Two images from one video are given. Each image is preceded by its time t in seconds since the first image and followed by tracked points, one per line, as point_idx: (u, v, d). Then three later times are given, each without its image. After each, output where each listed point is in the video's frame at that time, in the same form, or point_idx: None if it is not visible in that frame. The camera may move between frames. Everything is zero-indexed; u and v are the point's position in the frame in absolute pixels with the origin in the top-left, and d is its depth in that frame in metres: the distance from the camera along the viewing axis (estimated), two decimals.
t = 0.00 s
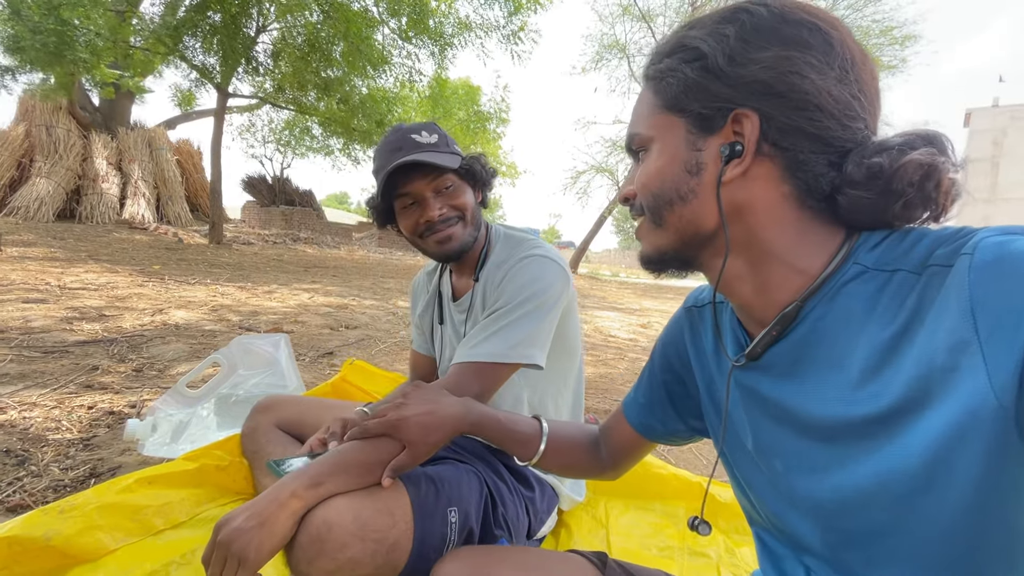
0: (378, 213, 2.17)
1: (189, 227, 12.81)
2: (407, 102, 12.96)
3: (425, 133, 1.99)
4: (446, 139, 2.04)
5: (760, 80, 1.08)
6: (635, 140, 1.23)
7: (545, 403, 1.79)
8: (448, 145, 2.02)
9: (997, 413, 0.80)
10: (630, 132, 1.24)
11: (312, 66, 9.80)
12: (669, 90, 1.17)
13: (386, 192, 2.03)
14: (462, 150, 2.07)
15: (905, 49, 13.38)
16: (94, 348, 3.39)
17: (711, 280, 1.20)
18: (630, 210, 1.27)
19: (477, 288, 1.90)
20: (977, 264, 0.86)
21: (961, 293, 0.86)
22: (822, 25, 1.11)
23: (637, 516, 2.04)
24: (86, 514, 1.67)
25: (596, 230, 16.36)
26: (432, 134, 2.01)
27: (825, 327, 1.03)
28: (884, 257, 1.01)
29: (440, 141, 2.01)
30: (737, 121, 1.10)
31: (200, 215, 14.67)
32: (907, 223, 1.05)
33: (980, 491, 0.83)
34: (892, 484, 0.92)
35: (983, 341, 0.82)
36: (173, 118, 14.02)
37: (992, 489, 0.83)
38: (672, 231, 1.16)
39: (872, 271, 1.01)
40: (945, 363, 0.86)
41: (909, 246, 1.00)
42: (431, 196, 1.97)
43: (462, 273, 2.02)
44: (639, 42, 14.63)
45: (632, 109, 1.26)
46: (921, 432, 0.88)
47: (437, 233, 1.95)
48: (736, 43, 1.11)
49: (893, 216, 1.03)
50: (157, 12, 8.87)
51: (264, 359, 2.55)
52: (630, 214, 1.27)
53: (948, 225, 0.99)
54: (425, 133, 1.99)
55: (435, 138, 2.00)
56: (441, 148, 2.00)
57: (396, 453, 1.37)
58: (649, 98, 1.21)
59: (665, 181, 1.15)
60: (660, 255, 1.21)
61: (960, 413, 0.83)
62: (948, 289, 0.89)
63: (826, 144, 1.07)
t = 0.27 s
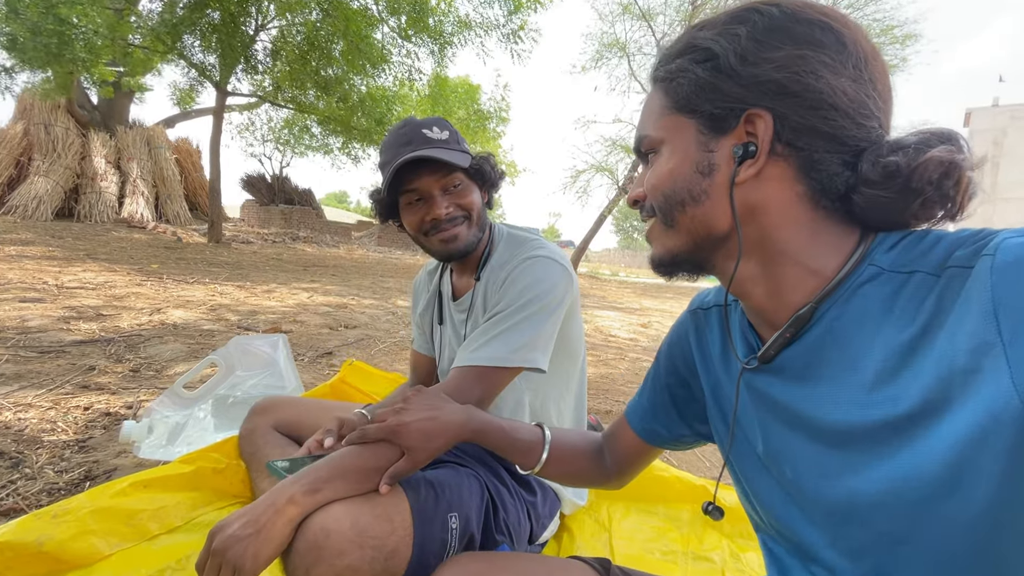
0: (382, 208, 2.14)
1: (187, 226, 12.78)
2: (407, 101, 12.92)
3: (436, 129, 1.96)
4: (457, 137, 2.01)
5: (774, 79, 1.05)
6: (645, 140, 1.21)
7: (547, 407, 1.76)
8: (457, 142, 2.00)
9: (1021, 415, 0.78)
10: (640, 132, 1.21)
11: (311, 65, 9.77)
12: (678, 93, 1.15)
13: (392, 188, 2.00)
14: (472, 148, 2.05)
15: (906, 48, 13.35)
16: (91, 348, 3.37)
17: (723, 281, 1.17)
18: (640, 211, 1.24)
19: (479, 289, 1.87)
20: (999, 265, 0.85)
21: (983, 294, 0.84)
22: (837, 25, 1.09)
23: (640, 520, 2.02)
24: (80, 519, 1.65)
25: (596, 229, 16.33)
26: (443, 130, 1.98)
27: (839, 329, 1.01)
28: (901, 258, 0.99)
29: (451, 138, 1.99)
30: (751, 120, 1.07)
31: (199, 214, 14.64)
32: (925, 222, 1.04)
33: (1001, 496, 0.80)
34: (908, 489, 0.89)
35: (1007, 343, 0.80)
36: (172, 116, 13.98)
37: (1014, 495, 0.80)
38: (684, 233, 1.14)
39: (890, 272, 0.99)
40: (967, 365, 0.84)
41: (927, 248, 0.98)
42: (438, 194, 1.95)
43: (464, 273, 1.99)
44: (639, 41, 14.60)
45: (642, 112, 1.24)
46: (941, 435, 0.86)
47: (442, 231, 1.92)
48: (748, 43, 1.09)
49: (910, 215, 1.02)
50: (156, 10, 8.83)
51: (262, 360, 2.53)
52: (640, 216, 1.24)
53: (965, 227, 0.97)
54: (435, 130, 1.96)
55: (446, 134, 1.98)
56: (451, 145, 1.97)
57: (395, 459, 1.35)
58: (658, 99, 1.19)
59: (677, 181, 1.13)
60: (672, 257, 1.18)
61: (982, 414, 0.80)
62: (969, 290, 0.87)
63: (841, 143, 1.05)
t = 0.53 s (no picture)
0: (379, 206, 2.14)
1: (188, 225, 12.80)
2: (407, 99, 12.92)
3: (435, 129, 1.96)
4: (455, 137, 2.01)
5: (769, 81, 1.05)
6: (641, 143, 1.21)
7: (543, 409, 1.76)
8: (456, 143, 1.99)
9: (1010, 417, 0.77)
10: (636, 135, 1.22)
11: (311, 64, 9.77)
12: (671, 94, 1.15)
13: (390, 187, 2.00)
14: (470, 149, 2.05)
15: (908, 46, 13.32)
16: (90, 348, 3.38)
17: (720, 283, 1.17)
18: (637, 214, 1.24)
19: (477, 290, 1.87)
20: (990, 267, 0.84)
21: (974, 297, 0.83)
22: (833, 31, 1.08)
23: (636, 519, 2.03)
24: (76, 519, 1.65)
25: (597, 228, 16.32)
26: (441, 130, 1.98)
27: (833, 330, 1.01)
28: (894, 260, 0.98)
29: (450, 138, 1.98)
30: (746, 121, 1.07)
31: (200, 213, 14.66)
32: (916, 223, 1.04)
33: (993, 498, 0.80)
34: (898, 490, 0.89)
35: (998, 345, 0.79)
36: (173, 116, 13.99)
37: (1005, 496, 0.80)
38: (681, 235, 1.14)
39: (883, 275, 0.98)
40: (957, 367, 0.84)
41: (920, 250, 0.97)
42: (435, 195, 1.95)
43: (460, 274, 1.99)
44: (640, 39, 14.57)
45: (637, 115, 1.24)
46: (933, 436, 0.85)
47: (439, 232, 1.92)
48: (743, 46, 1.09)
49: (904, 216, 1.02)
50: (156, 9, 8.83)
51: (260, 360, 2.53)
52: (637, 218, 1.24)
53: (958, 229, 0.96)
54: (434, 130, 1.96)
55: (444, 135, 1.97)
56: (449, 146, 1.97)
57: (390, 462, 1.36)
58: (653, 101, 1.19)
59: (673, 182, 1.13)
60: (668, 259, 1.18)
61: (973, 416, 0.80)
62: (961, 293, 0.87)
63: (835, 145, 1.05)
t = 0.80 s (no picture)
0: (380, 205, 2.15)
1: (191, 225, 12.85)
2: (409, 99, 12.94)
3: (436, 128, 1.98)
4: (456, 136, 2.02)
5: (805, 69, 1.03)
6: (647, 127, 1.13)
7: (540, 406, 1.78)
8: (457, 142, 2.01)
9: (998, 408, 0.79)
10: (641, 118, 1.14)
11: (313, 64, 9.79)
12: (686, 74, 1.10)
13: (390, 186, 2.02)
14: (471, 148, 2.06)
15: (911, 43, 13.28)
16: (94, 347, 3.41)
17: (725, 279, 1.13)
18: (637, 204, 1.17)
19: (476, 288, 1.88)
20: (980, 261, 0.85)
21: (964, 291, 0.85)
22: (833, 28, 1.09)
23: (634, 514, 2.04)
24: (80, 513, 1.67)
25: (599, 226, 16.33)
26: (442, 129, 1.99)
27: (826, 324, 1.02)
28: (885, 255, 0.99)
29: (451, 137, 2.00)
30: (778, 106, 1.03)
31: (203, 214, 14.72)
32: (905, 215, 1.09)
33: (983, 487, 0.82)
34: (890, 482, 0.90)
35: (987, 338, 0.81)
36: (176, 116, 14.04)
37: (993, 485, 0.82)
38: (699, 224, 1.07)
39: (876, 269, 0.99)
40: (948, 360, 0.85)
41: (911, 245, 0.98)
42: (436, 194, 1.96)
43: (460, 271, 2.01)
44: (641, 37, 14.57)
45: (633, 96, 1.19)
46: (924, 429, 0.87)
47: (440, 230, 1.94)
48: (776, 30, 1.06)
49: (899, 208, 1.06)
50: (158, 10, 8.88)
51: (261, 358, 2.55)
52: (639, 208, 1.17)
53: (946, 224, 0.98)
54: (434, 128, 1.97)
55: (445, 133, 1.99)
56: (450, 145, 1.98)
57: (385, 457, 1.38)
58: (663, 82, 1.13)
59: (693, 170, 1.07)
60: (679, 249, 1.12)
61: (964, 407, 0.82)
62: (950, 285, 0.88)
63: (847, 135, 1.05)
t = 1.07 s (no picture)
0: (372, 211, 2.17)
1: (195, 226, 12.91)
2: (411, 99, 12.97)
3: (425, 134, 2.00)
4: (445, 141, 2.05)
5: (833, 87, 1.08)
6: (754, 95, 1.04)
7: (534, 410, 1.79)
8: (446, 147, 2.03)
9: (991, 419, 0.81)
10: (749, 84, 1.04)
11: (315, 65, 9.83)
12: (797, 48, 1.06)
13: (381, 192, 2.04)
14: (461, 152, 2.08)
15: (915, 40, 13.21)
16: (97, 349, 3.44)
17: (786, 278, 1.09)
18: (725, 183, 1.03)
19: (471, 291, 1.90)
20: (973, 270, 0.87)
21: (959, 300, 0.87)
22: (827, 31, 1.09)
23: (627, 515, 2.06)
24: (78, 515, 1.70)
25: (602, 226, 16.32)
26: (431, 134, 2.01)
27: (825, 334, 1.04)
28: (880, 261, 1.03)
29: (440, 143, 2.02)
30: (838, 115, 1.09)
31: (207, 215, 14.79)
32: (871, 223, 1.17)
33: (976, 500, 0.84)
34: (885, 490, 0.93)
35: (979, 350, 0.83)
36: (180, 118, 14.11)
37: (985, 499, 0.84)
38: (802, 219, 1.02)
39: (870, 273, 1.02)
40: (943, 371, 0.87)
41: (904, 251, 1.01)
42: (427, 199, 1.98)
43: (454, 275, 2.03)
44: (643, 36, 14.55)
45: (708, 62, 1.07)
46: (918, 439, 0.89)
47: (432, 235, 1.95)
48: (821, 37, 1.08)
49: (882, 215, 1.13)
50: (160, 13, 8.93)
51: (258, 360, 2.58)
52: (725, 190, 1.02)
53: (937, 230, 1.01)
54: (423, 134, 1.99)
55: (434, 139, 2.01)
56: (439, 150, 2.00)
57: (383, 458, 1.40)
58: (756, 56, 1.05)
59: (806, 156, 1.01)
60: (776, 247, 1.02)
61: (958, 418, 0.84)
62: (943, 294, 0.90)
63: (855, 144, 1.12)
